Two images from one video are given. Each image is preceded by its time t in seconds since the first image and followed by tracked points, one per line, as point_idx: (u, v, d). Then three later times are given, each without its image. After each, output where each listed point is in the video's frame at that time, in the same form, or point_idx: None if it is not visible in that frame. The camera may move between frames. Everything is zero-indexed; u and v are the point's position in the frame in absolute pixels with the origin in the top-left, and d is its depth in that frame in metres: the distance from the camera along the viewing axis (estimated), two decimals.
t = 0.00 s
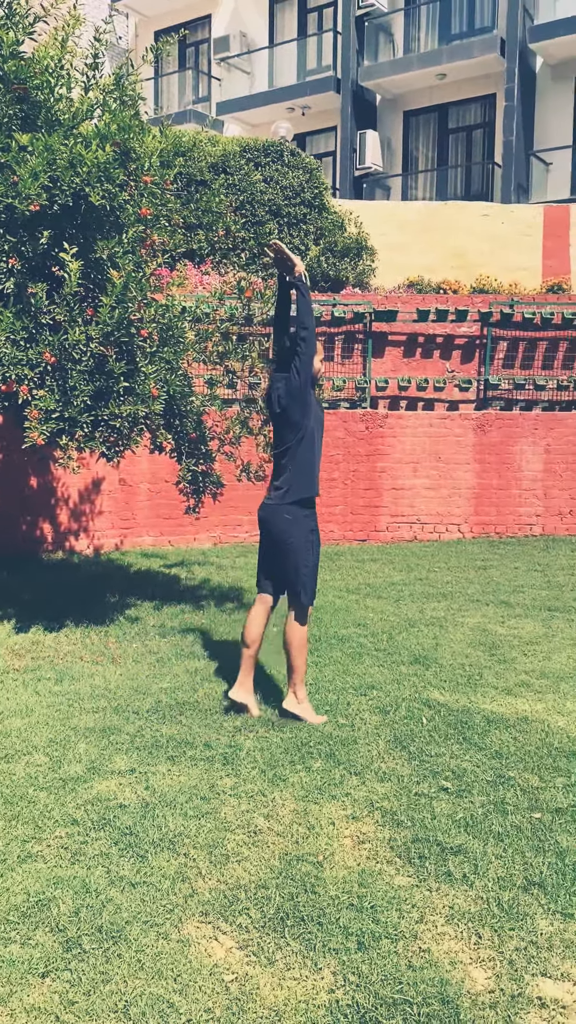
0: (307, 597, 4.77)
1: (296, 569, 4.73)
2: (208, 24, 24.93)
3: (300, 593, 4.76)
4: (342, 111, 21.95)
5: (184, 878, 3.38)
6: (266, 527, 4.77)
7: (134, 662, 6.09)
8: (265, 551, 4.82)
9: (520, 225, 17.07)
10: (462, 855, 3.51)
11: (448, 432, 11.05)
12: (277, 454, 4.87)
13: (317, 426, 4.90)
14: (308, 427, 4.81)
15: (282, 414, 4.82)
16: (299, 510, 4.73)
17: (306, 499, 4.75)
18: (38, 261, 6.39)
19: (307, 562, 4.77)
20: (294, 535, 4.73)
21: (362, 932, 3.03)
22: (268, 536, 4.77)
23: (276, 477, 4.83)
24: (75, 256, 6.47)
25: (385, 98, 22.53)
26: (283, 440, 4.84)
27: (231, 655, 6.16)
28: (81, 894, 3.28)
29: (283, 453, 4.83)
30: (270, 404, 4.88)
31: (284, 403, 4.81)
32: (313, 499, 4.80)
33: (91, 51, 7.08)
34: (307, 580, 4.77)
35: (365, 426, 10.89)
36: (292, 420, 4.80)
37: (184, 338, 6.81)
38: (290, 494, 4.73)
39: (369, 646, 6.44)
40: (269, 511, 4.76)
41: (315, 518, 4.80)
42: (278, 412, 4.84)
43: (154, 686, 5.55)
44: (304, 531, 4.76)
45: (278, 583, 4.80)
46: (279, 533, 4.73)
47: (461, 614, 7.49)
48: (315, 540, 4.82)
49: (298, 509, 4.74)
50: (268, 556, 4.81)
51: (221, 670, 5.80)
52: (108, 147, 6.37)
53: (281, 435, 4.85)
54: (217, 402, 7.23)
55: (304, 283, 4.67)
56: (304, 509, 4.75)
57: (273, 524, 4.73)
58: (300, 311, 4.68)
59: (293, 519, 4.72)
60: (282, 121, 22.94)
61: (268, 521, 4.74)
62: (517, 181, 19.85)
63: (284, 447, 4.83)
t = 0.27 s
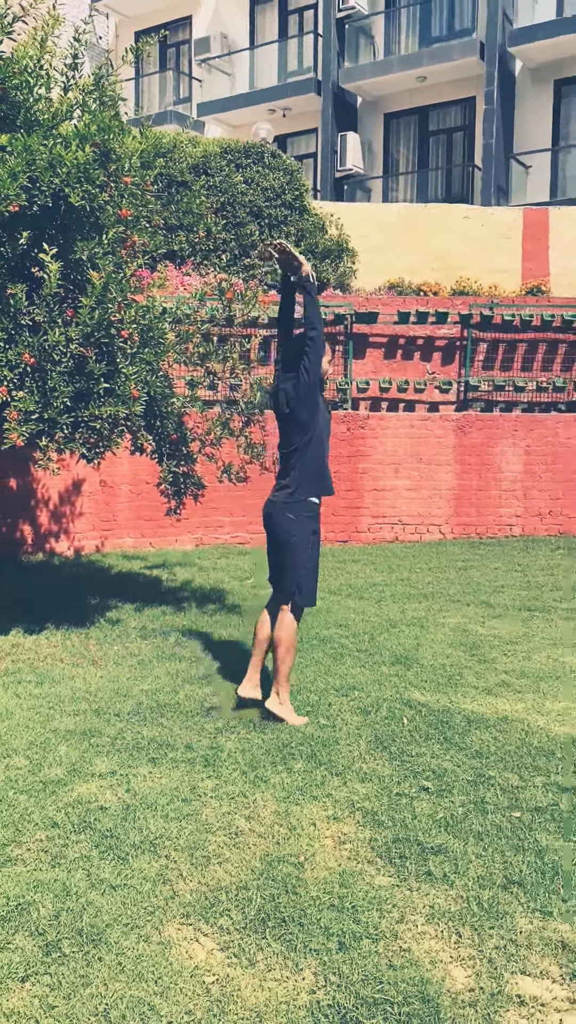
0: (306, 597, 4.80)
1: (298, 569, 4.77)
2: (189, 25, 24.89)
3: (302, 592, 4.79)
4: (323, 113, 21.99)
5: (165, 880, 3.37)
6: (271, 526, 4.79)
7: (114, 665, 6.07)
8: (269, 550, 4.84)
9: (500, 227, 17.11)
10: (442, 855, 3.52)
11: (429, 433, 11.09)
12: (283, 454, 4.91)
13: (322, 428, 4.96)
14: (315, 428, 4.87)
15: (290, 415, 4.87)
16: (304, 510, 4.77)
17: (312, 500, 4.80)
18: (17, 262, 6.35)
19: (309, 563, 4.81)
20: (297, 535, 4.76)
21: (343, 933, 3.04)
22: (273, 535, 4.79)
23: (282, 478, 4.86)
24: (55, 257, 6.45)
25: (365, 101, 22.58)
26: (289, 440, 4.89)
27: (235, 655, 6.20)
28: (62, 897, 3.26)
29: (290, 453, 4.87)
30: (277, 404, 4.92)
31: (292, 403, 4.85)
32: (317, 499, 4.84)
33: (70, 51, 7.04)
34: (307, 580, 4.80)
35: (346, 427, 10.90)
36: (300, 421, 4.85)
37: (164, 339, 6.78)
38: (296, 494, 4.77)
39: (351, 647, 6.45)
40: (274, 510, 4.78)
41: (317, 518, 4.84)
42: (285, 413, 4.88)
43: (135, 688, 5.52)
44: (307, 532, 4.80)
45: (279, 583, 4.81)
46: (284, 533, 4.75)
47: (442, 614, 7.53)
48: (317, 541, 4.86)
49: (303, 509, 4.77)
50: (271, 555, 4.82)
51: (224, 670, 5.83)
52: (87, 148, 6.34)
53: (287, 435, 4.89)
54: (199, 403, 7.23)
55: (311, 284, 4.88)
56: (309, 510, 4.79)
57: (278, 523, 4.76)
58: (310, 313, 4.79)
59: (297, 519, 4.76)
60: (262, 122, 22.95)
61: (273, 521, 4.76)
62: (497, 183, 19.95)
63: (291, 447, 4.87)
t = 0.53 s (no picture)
0: (302, 596, 4.83)
1: (295, 568, 4.81)
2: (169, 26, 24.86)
3: (299, 591, 4.83)
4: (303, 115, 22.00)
5: (145, 882, 3.36)
6: (270, 524, 4.85)
7: (95, 667, 6.05)
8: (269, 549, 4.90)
9: (478, 231, 17.19)
10: (422, 854, 3.53)
11: (409, 434, 11.12)
12: (287, 455, 4.95)
13: (326, 428, 4.97)
14: (318, 429, 4.88)
15: (293, 416, 4.89)
16: (303, 511, 4.81)
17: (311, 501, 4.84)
18: None
19: (307, 562, 4.85)
20: (295, 535, 4.81)
21: (323, 933, 3.04)
22: (273, 534, 4.85)
23: (284, 478, 4.90)
24: (34, 257, 6.43)
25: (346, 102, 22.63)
26: (292, 442, 4.92)
27: (238, 655, 6.22)
28: (41, 901, 3.25)
29: (293, 454, 4.91)
30: (281, 405, 4.95)
31: (295, 404, 4.88)
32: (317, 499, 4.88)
33: (49, 51, 7.01)
34: (304, 579, 4.83)
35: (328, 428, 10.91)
36: (303, 422, 4.87)
37: (144, 340, 6.76)
38: (296, 494, 4.81)
39: (332, 647, 6.45)
40: (274, 509, 4.83)
41: (316, 518, 4.87)
42: (288, 414, 4.91)
43: (115, 690, 5.50)
44: (305, 532, 4.84)
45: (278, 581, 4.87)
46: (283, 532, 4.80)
47: (422, 614, 7.56)
48: (315, 541, 4.90)
49: (302, 510, 4.81)
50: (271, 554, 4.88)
51: (227, 671, 5.84)
52: (66, 148, 6.32)
53: (291, 436, 4.92)
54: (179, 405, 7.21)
55: (310, 284, 4.82)
56: (308, 510, 4.83)
57: (277, 523, 4.81)
58: (311, 314, 4.76)
59: (296, 518, 4.80)
60: (243, 123, 22.95)
61: (272, 520, 4.81)
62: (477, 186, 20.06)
63: (294, 448, 4.91)
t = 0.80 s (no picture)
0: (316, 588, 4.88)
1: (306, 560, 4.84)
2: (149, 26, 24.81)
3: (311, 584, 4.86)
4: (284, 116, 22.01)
5: (126, 884, 3.35)
6: (276, 521, 4.89)
7: (75, 669, 6.02)
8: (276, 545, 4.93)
9: (459, 233, 17.25)
10: (402, 853, 3.55)
11: (390, 435, 11.16)
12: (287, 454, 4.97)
13: (327, 427, 5.00)
14: (319, 429, 4.91)
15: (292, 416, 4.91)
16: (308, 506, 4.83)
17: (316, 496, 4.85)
18: None
19: (317, 556, 4.87)
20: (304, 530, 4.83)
21: (304, 932, 3.05)
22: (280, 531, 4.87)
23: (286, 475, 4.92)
24: (13, 258, 6.38)
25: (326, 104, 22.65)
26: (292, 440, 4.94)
27: (240, 655, 6.23)
28: (21, 904, 3.23)
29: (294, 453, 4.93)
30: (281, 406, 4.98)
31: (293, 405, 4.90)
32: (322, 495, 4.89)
33: (27, 50, 6.96)
34: (314, 572, 4.86)
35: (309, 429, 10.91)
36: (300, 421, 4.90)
37: (124, 341, 6.73)
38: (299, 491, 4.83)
39: (314, 648, 6.46)
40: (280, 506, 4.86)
41: (323, 514, 4.89)
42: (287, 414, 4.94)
43: (96, 692, 5.48)
44: (314, 526, 4.85)
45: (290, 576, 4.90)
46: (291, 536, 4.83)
47: (402, 614, 7.58)
48: (323, 536, 4.91)
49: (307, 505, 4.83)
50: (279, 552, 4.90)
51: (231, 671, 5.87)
52: (45, 148, 6.29)
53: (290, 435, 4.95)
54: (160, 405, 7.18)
55: (306, 286, 4.86)
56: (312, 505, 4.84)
57: (285, 521, 4.83)
58: (309, 317, 4.81)
59: (302, 513, 4.82)
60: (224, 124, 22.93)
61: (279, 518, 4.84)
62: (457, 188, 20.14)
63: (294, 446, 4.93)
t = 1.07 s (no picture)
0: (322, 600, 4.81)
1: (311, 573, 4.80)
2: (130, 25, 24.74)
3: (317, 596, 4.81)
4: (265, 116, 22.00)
5: (107, 886, 3.34)
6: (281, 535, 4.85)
7: (56, 670, 5.99)
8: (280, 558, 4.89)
9: (439, 233, 17.29)
10: (384, 852, 3.56)
11: (372, 435, 11.18)
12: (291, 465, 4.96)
13: (332, 442, 4.96)
14: (324, 441, 4.89)
15: (300, 426, 4.90)
16: (312, 519, 4.80)
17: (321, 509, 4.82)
18: None
19: (322, 569, 4.83)
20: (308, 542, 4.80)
21: (285, 932, 3.05)
22: (283, 542, 4.84)
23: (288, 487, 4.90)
24: None
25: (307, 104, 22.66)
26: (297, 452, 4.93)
27: (241, 655, 6.27)
28: (1, 907, 3.21)
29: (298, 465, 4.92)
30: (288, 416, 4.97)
31: (304, 416, 4.90)
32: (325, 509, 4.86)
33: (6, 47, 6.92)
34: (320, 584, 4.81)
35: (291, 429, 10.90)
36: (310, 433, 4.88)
37: (105, 341, 6.71)
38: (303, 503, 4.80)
39: (296, 648, 6.47)
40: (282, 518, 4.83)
41: (327, 526, 4.86)
42: (295, 424, 4.93)
43: (77, 694, 5.46)
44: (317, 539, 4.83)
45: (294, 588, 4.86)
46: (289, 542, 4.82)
47: (384, 614, 7.59)
48: (327, 549, 4.88)
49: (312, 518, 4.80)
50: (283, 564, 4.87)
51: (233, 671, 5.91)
52: (24, 147, 6.25)
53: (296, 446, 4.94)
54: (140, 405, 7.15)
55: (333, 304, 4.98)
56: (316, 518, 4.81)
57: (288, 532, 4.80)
58: (336, 332, 4.92)
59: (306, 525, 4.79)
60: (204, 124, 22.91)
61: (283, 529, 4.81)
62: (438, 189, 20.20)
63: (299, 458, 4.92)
